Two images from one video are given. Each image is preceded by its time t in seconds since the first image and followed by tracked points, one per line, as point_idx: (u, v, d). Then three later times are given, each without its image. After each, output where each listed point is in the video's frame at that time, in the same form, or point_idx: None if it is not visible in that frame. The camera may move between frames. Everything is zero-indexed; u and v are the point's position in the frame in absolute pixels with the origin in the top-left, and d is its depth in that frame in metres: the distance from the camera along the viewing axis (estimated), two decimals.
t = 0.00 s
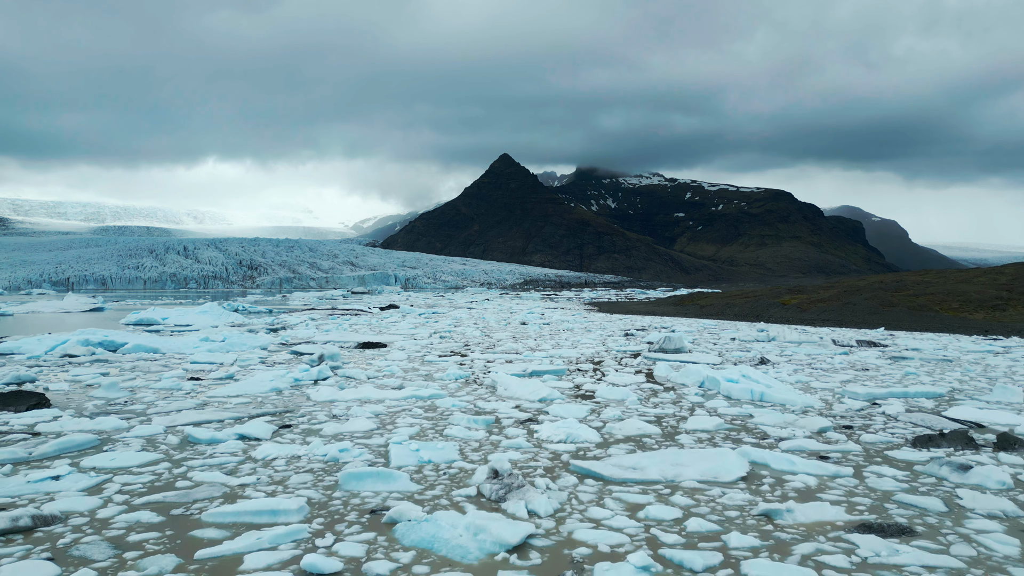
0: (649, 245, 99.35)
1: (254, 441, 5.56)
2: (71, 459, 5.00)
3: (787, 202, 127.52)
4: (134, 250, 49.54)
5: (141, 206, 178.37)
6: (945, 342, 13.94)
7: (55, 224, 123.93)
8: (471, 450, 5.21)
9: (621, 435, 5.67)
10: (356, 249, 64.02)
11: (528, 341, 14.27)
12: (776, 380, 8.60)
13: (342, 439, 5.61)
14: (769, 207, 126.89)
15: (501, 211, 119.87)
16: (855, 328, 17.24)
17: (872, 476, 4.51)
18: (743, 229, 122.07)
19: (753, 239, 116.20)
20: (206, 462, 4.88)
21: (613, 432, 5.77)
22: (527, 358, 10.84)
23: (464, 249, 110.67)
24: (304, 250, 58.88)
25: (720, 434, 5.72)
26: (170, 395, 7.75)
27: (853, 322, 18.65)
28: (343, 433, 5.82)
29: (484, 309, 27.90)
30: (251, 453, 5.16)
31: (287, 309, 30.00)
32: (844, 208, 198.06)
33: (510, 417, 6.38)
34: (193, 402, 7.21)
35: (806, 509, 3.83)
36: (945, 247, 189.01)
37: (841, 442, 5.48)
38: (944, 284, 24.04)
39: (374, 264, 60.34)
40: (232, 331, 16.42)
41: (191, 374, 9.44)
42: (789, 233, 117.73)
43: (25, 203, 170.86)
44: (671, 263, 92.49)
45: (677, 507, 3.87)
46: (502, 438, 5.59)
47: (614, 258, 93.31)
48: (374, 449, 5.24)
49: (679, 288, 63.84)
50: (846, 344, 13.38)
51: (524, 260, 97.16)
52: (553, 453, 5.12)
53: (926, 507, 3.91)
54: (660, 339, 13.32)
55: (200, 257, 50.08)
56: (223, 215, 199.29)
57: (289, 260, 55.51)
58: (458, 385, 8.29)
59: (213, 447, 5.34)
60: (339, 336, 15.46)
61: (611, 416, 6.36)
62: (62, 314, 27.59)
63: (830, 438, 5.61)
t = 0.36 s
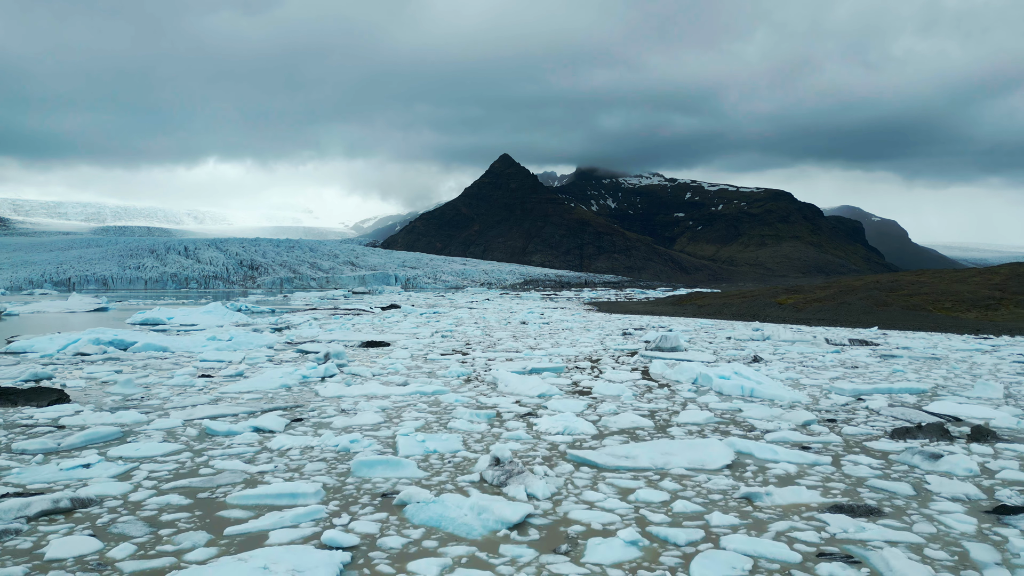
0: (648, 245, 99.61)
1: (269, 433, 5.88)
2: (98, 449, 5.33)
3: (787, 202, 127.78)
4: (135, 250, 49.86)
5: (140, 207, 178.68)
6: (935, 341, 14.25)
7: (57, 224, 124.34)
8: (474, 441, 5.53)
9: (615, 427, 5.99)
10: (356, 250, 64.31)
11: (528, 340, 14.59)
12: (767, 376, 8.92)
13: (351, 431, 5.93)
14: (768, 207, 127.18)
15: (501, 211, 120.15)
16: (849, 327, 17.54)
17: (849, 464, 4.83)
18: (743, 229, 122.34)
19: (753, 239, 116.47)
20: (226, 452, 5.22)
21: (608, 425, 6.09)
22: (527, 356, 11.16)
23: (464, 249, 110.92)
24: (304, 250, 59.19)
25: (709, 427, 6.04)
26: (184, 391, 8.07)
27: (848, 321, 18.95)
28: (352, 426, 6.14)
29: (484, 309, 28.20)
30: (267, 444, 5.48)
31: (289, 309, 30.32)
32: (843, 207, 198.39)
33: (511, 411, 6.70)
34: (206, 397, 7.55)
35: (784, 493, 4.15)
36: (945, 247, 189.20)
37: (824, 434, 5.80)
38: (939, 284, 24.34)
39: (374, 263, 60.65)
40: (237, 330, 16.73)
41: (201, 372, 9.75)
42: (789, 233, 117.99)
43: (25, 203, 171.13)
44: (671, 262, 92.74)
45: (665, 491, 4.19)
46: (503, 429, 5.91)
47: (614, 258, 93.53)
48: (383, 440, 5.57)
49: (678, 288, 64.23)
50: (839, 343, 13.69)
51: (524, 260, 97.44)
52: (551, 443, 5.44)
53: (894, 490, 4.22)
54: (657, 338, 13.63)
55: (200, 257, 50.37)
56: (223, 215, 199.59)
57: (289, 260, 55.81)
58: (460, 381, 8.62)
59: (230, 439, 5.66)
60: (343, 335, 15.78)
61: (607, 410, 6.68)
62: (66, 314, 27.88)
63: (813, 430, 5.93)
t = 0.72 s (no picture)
0: (648, 245, 99.89)
1: (282, 426, 6.20)
2: (122, 440, 5.64)
3: (786, 202, 128.09)
4: (136, 250, 50.16)
5: (140, 207, 179.02)
6: (926, 340, 14.58)
7: (57, 224, 124.65)
8: (477, 433, 5.85)
9: (611, 421, 6.31)
10: (356, 250, 64.65)
11: (528, 339, 14.93)
12: (759, 374, 9.24)
13: (360, 424, 6.25)
14: (768, 207, 127.50)
15: (501, 211, 120.48)
16: (844, 326, 17.89)
17: (828, 454, 5.15)
18: (743, 229, 122.68)
19: (752, 239, 116.80)
20: (243, 442, 5.54)
21: (603, 418, 6.41)
22: (527, 354, 11.49)
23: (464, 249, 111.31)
24: (305, 250, 59.57)
25: (699, 420, 6.37)
26: (197, 388, 8.39)
27: (843, 321, 19.28)
28: (360, 419, 6.46)
29: (484, 309, 28.55)
30: (281, 436, 5.80)
31: (291, 309, 30.67)
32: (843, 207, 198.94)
33: (511, 406, 7.01)
34: (219, 393, 7.88)
35: (765, 479, 4.47)
36: (945, 246, 189.61)
37: (808, 426, 6.12)
38: (933, 284, 24.70)
39: (375, 263, 61.04)
40: (243, 330, 17.07)
41: (212, 369, 10.08)
42: (789, 233, 118.31)
43: (25, 203, 171.59)
44: (671, 262, 93.02)
45: (655, 477, 4.51)
46: (504, 423, 6.22)
47: (614, 258, 93.84)
48: (390, 432, 5.89)
49: (678, 288, 64.53)
50: (831, 342, 14.04)
51: (524, 260, 97.82)
52: (549, 435, 5.75)
53: (867, 477, 4.54)
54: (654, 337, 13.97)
55: (201, 257, 50.71)
56: (223, 215, 200.02)
57: (289, 260, 56.12)
58: (463, 378, 8.95)
59: (245, 431, 5.97)
60: (347, 334, 16.13)
61: (603, 405, 6.99)
62: (71, 314, 28.21)
63: (798, 423, 6.25)
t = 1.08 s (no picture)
0: (647, 245, 100.20)
1: (294, 420, 6.53)
2: (143, 433, 5.97)
3: (786, 202, 128.36)
4: (137, 250, 50.48)
5: (140, 207, 179.38)
6: (917, 339, 14.91)
7: (59, 224, 125.05)
8: (479, 426, 6.17)
9: (607, 414, 6.63)
10: (356, 250, 65.00)
11: (528, 338, 15.27)
12: (751, 371, 9.56)
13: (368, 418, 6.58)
14: (768, 207, 127.78)
15: (501, 212, 120.85)
16: (838, 326, 18.22)
17: (810, 444, 5.47)
18: (743, 229, 122.98)
19: (752, 240, 117.08)
20: (258, 434, 5.87)
21: (600, 413, 6.73)
22: (527, 353, 11.82)
23: (464, 249, 111.61)
24: (305, 250, 59.91)
25: (691, 414, 6.70)
26: (210, 384, 8.73)
27: (838, 320, 19.60)
28: (368, 413, 6.78)
29: (485, 308, 28.91)
30: (294, 429, 6.12)
31: (292, 309, 31.02)
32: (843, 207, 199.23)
33: (512, 401, 7.34)
34: (231, 390, 8.20)
35: (749, 466, 4.79)
36: (944, 246, 189.86)
37: (794, 420, 6.44)
38: (928, 284, 25.03)
39: (375, 263, 61.40)
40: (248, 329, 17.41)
41: (222, 367, 10.42)
42: (789, 233, 118.59)
43: (25, 203, 171.96)
44: (671, 262, 93.30)
45: (646, 465, 4.83)
46: (505, 416, 6.54)
47: (613, 258, 94.12)
48: (397, 425, 6.22)
49: (678, 288, 64.81)
50: (824, 341, 14.37)
51: (524, 261, 98.17)
52: (548, 428, 6.07)
53: (845, 466, 4.85)
54: (651, 336, 14.31)
55: (202, 257, 51.04)
56: (223, 215, 200.48)
57: (290, 260, 56.45)
58: (465, 375, 9.29)
59: (259, 425, 6.29)
60: (350, 333, 16.47)
61: (600, 400, 7.32)
62: (75, 314, 28.53)
63: (785, 417, 6.58)
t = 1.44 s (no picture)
0: (647, 245, 100.47)
1: (304, 414, 6.85)
2: (163, 426, 6.30)
3: (786, 202, 128.62)
4: (139, 250, 50.76)
5: (140, 207, 179.66)
6: (909, 338, 15.21)
7: (59, 224, 125.30)
8: (481, 420, 6.48)
9: (603, 409, 6.94)
10: (357, 250, 65.31)
11: (528, 337, 15.61)
12: (743, 368, 9.88)
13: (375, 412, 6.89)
14: (768, 207, 128.06)
15: (500, 211, 121.11)
16: (833, 325, 18.52)
17: (795, 436, 5.79)
18: (742, 229, 123.27)
19: (752, 240, 117.34)
20: (272, 427, 6.19)
21: (596, 407, 7.05)
22: (528, 351, 12.15)
23: (464, 249, 111.90)
24: (306, 250, 60.21)
25: (683, 408, 7.02)
26: (220, 381, 9.05)
27: (833, 320, 19.90)
28: (374, 408, 7.10)
29: (486, 308, 29.24)
30: (305, 422, 6.44)
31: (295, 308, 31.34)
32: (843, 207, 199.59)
33: (512, 397, 7.65)
34: (242, 386, 8.53)
35: (734, 456, 5.11)
36: (944, 246, 190.16)
37: (781, 414, 6.76)
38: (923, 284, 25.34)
39: (375, 263, 61.73)
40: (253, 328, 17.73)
41: (231, 364, 10.74)
42: (789, 233, 118.87)
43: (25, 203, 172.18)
44: (670, 262, 93.54)
45: (638, 454, 5.15)
46: (506, 411, 6.86)
47: (613, 258, 94.37)
48: (403, 418, 6.54)
49: (678, 288, 65.08)
50: (818, 340, 14.69)
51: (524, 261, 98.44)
52: (546, 421, 6.39)
53: (825, 455, 5.16)
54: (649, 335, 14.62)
55: (203, 257, 51.32)
56: (223, 215, 200.91)
57: (291, 260, 56.76)
58: (467, 373, 9.61)
59: (272, 418, 6.61)
60: (354, 333, 16.80)
61: (597, 396, 7.64)
62: (80, 314, 28.83)
63: (773, 411, 6.89)
